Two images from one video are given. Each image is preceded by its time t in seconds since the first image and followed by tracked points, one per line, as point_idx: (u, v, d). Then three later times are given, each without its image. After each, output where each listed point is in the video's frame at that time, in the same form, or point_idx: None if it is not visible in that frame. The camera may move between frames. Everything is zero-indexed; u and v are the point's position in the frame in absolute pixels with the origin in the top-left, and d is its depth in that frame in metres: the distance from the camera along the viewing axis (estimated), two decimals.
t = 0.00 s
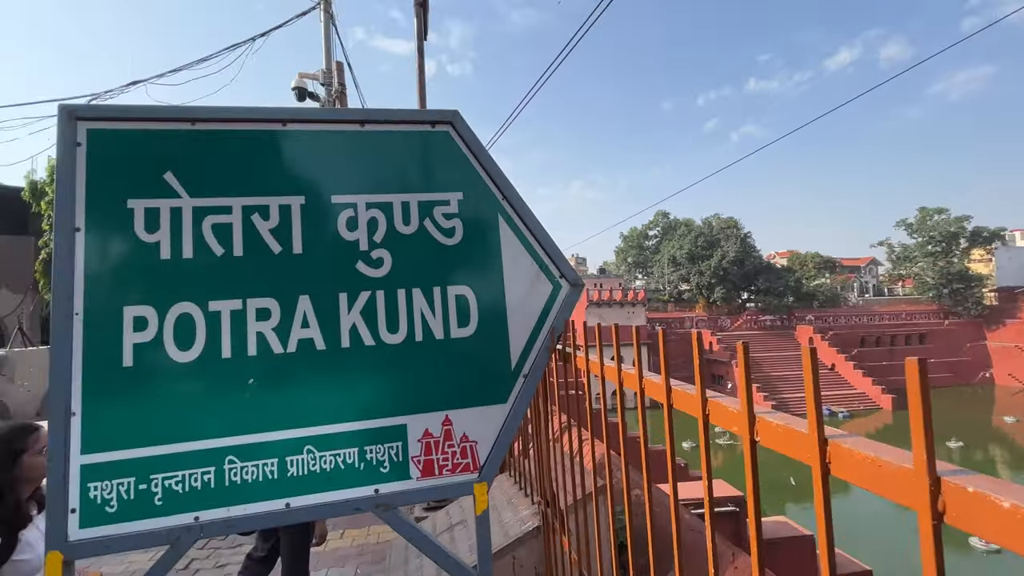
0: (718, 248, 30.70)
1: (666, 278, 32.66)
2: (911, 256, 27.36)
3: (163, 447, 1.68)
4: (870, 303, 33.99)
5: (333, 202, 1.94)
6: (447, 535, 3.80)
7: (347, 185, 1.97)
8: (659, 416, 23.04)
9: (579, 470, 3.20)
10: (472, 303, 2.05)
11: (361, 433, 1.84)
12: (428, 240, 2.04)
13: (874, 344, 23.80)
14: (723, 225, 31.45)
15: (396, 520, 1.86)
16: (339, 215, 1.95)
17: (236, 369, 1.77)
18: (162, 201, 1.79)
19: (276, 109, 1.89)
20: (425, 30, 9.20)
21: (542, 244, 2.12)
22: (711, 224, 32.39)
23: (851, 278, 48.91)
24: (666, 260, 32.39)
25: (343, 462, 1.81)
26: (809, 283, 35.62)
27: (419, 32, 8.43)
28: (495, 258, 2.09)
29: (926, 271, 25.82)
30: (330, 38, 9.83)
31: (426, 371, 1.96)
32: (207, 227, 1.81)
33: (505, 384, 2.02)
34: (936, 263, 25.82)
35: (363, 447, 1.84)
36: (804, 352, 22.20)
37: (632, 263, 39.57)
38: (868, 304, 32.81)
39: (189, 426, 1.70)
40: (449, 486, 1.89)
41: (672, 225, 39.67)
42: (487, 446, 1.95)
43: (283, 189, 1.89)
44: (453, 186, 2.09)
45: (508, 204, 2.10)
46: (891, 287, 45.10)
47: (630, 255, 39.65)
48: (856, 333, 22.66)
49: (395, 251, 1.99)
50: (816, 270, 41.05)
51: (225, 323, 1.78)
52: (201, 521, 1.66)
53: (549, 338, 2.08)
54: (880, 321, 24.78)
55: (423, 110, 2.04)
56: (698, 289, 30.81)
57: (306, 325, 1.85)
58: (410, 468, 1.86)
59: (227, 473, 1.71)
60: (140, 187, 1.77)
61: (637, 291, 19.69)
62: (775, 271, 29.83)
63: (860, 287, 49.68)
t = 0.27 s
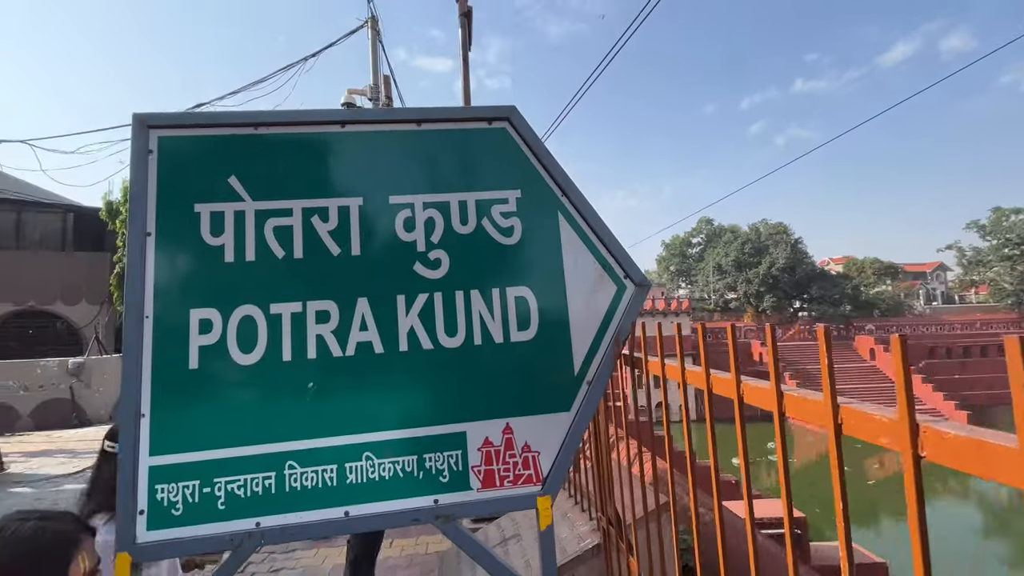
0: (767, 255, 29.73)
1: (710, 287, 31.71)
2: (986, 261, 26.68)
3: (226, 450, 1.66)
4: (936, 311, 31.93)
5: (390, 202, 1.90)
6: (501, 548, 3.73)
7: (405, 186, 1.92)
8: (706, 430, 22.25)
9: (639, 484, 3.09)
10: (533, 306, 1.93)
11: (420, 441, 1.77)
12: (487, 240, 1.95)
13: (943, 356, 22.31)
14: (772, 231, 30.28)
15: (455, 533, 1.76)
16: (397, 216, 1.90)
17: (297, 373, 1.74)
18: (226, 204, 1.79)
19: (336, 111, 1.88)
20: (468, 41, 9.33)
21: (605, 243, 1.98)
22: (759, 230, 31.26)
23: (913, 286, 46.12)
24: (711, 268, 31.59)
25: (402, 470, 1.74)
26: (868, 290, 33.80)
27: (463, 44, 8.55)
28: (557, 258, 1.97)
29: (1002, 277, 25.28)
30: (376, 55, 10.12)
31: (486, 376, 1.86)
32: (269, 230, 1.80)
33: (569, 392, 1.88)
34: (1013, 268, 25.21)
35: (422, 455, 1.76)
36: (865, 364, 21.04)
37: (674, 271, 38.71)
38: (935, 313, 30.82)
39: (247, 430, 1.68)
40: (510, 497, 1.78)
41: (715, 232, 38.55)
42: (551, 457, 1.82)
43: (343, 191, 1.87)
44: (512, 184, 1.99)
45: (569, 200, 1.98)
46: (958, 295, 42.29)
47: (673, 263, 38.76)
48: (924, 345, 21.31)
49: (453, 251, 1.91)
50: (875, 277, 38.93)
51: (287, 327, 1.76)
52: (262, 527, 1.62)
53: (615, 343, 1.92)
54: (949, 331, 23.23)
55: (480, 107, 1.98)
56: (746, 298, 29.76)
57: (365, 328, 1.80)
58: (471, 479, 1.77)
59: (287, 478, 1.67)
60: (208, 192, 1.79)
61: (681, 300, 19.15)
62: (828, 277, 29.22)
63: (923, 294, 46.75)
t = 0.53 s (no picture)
0: (812, 258, 28.56)
1: (753, 292, 30.64)
2: None
3: (266, 455, 1.62)
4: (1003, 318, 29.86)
5: (431, 201, 1.84)
6: (543, 561, 3.59)
7: (446, 184, 1.86)
8: (752, 441, 21.36)
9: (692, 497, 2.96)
10: (581, 308, 1.82)
11: (462, 449, 1.68)
12: (532, 238, 1.85)
13: (1013, 366, 20.81)
14: (818, 233, 29.07)
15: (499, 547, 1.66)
16: (439, 214, 1.83)
17: (338, 377, 1.69)
18: (270, 206, 1.77)
19: (377, 109, 1.84)
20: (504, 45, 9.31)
21: (657, 240, 1.85)
22: (803, 232, 30.01)
23: (975, 290, 43.32)
24: (753, 272, 30.55)
25: (445, 479, 1.66)
26: (925, 295, 31.93)
27: (499, 48, 8.53)
28: (605, 256, 1.85)
29: None
30: (413, 63, 10.25)
31: (531, 382, 1.76)
32: (311, 230, 1.77)
33: (620, 399, 1.75)
34: None
35: (465, 464, 1.68)
36: (924, 373, 19.82)
37: (713, 275, 37.62)
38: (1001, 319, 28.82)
39: (286, 435, 1.64)
40: (558, 511, 1.67)
41: (757, 235, 37.35)
42: (601, 468, 1.70)
43: (383, 191, 1.82)
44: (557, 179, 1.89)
45: (618, 195, 1.86)
46: None
47: (713, 267, 37.69)
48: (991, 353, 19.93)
49: (496, 250, 1.83)
50: (932, 281, 36.75)
51: (328, 329, 1.71)
52: (304, 533, 1.57)
53: (669, 347, 1.78)
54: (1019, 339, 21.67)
55: (523, 101, 1.89)
56: (791, 303, 28.59)
57: (406, 330, 1.74)
58: (516, 490, 1.67)
59: (329, 484, 1.62)
60: (252, 193, 1.78)
61: (721, 305, 18.54)
62: (881, 282, 28.09)
63: (988, 298, 43.73)
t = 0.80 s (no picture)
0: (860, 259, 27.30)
1: (795, 295, 29.51)
2: None
3: (305, 458, 1.59)
4: None
5: (471, 198, 1.78)
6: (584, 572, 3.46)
7: (486, 180, 1.79)
8: (796, 450, 20.48)
9: (742, 509, 2.84)
10: (628, 309, 1.72)
11: (505, 455, 1.61)
12: (575, 237, 1.77)
13: None
14: (866, 233, 27.74)
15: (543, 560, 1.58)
16: (480, 211, 1.77)
17: (377, 379, 1.65)
18: (310, 206, 1.75)
19: (416, 106, 1.79)
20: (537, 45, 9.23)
21: (710, 236, 1.73)
22: (849, 231, 28.70)
23: None
24: (795, 274, 29.44)
25: (486, 487, 1.59)
26: (986, 298, 30.01)
27: (533, 49, 8.47)
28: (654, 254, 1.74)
29: None
30: (446, 67, 10.30)
31: (576, 386, 1.67)
32: (350, 230, 1.74)
33: (672, 407, 1.64)
34: None
35: (507, 471, 1.60)
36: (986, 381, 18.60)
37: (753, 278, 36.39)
38: None
39: (324, 437, 1.61)
40: (606, 524, 1.57)
41: (798, 236, 36.01)
42: (652, 480, 1.60)
43: (422, 188, 1.77)
44: (602, 174, 1.80)
45: (667, 189, 1.75)
46: None
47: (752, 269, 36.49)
48: None
49: (539, 248, 1.75)
50: (993, 282, 34.54)
51: (367, 330, 1.68)
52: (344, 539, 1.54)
53: (725, 351, 1.65)
54: None
55: (565, 93, 1.80)
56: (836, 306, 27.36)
57: (446, 331, 1.69)
58: (562, 501, 1.58)
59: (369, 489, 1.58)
60: (292, 193, 1.76)
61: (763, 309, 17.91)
62: (937, 284, 26.60)
63: None
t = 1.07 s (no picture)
0: (908, 257, 26.01)
1: (837, 295, 28.31)
2: None
3: (340, 465, 1.55)
4: None
5: (506, 196, 1.70)
6: None
7: (521, 176, 1.71)
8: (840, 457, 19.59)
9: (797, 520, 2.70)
10: (674, 312, 1.60)
11: (542, 468, 1.53)
12: (616, 235, 1.66)
13: None
14: (915, 229, 26.35)
15: None
16: (516, 210, 1.69)
17: (410, 384, 1.59)
18: (343, 207, 1.71)
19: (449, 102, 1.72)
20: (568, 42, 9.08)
21: (764, 233, 1.59)
22: (897, 228, 27.37)
23: None
24: (836, 273, 28.28)
25: (524, 499, 1.51)
26: None
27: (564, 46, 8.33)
28: (701, 253, 1.62)
29: None
30: (476, 68, 10.27)
31: (618, 395, 1.56)
32: (383, 230, 1.69)
33: (725, 418, 1.52)
34: None
35: (546, 484, 1.52)
36: None
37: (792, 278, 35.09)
38: None
39: (356, 443, 1.56)
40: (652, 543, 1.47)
41: (840, 233, 34.55)
42: (701, 498, 1.48)
43: (455, 186, 1.71)
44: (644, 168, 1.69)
45: (715, 183, 1.62)
46: None
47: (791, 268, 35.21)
48: None
49: (577, 249, 1.66)
50: None
51: (400, 334, 1.62)
52: (376, 550, 1.48)
53: (782, 357, 1.52)
54: None
55: (605, 83, 1.70)
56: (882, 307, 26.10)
57: (481, 336, 1.61)
58: (604, 517, 1.49)
59: (401, 499, 1.52)
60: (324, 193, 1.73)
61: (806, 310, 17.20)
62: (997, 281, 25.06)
63: None
